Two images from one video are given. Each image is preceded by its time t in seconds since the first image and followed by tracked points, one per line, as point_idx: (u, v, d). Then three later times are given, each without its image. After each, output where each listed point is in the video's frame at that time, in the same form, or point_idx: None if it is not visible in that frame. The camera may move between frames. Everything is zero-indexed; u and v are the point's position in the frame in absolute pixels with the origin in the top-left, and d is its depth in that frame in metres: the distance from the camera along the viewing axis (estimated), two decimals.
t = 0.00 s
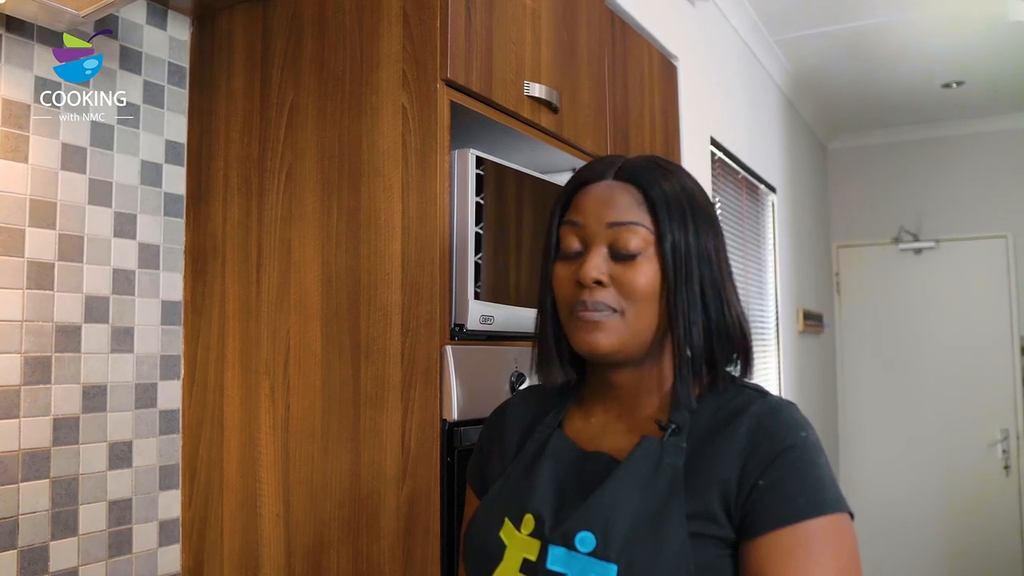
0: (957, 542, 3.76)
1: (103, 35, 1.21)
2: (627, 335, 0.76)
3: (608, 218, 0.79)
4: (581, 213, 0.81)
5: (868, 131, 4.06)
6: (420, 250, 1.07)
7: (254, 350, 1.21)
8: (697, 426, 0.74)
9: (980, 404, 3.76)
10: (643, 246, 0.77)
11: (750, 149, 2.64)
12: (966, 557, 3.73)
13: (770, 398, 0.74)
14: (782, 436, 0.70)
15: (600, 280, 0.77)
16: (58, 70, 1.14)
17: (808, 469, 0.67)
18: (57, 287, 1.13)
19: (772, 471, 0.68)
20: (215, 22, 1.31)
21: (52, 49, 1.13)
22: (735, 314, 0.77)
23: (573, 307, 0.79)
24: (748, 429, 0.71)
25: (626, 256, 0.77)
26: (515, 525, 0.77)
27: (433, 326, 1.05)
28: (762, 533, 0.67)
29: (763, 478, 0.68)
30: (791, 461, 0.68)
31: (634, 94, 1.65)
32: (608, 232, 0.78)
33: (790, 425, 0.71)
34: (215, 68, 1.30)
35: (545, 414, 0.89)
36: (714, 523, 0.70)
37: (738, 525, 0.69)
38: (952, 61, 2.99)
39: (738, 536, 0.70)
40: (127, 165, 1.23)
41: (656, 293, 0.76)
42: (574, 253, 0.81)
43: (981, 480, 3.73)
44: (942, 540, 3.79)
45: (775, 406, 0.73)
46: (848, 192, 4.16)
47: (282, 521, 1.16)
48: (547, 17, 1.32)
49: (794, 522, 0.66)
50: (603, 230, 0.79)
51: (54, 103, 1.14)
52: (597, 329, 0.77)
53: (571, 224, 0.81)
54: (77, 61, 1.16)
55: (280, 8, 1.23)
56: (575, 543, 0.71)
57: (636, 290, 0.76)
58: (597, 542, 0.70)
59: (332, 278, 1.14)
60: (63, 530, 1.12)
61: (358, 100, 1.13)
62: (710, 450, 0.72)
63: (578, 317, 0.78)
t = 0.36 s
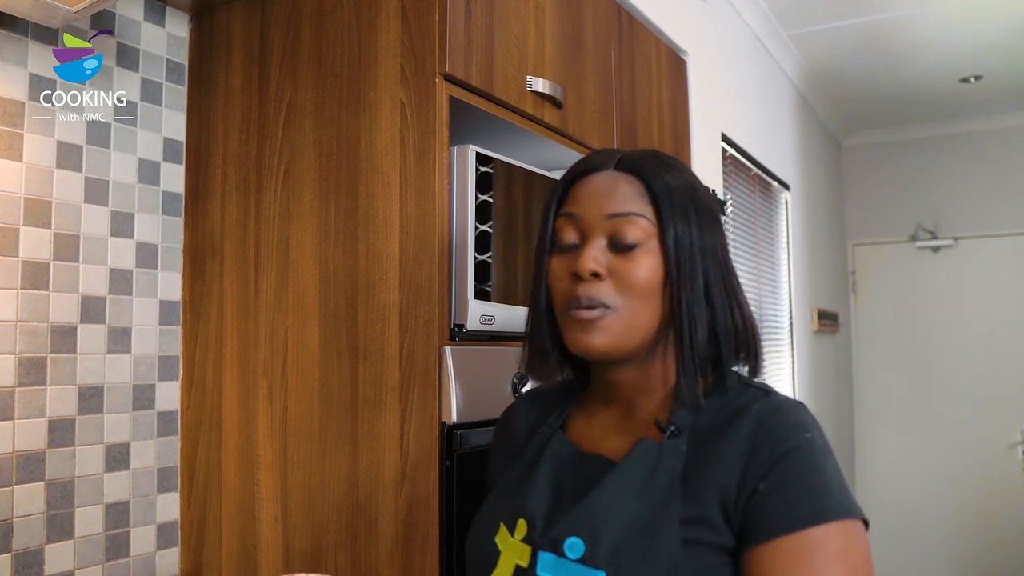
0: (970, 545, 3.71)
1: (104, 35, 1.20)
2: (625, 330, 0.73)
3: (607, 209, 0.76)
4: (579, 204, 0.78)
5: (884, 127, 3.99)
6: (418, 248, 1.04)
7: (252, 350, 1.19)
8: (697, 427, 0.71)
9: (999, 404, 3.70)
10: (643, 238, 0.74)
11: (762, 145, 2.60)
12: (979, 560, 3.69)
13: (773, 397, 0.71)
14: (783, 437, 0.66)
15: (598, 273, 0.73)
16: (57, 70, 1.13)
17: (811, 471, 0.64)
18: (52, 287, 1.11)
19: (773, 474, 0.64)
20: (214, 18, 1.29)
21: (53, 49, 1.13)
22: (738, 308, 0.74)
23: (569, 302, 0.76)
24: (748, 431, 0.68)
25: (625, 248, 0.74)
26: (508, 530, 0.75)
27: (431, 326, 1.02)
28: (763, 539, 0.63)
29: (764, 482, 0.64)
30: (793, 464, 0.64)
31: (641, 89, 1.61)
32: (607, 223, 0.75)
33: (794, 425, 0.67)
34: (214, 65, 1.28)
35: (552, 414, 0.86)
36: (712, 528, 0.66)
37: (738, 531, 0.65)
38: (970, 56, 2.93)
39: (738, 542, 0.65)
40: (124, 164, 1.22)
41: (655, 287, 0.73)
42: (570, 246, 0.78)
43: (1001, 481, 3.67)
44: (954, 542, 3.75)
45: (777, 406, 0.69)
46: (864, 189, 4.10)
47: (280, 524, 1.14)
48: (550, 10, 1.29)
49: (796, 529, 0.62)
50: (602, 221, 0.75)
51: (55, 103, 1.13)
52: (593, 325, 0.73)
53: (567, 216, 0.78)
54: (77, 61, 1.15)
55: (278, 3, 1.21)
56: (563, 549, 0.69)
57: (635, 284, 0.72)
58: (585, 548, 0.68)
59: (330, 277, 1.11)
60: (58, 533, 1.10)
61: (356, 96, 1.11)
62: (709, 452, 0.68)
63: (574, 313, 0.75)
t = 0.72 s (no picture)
0: (980, 549, 3.67)
1: (105, 36, 1.19)
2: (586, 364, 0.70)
3: (545, 240, 0.73)
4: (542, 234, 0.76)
5: (898, 124, 3.94)
6: (415, 247, 1.02)
7: (249, 350, 1.18)
8: (714, 436, 0.65)
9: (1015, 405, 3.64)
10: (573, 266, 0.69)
11: (772, 143, 2.56)
12: (989, 565, 3.64)
13: (793, 404, 0.64)
14: (788, 452, 0.60)
15: (553, 308, 0.72)
16: (58, 70, 1.12)
17: (812, 491, 0.57)
18: (47, 287, 1.10)
19: (767, 493, 0.59)
20: (213, 15, 1.28)
21: (53, 49, 1.12)
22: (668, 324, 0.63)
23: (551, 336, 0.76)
24: (753, 442, 0.62)
25: (564, 278, 0.71)
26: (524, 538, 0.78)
27: (429, 326, 1.00)
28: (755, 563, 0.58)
29: (757, 502, 0.59)
30: (790, 484, 0.58)
31: (647, 85, 1.59)
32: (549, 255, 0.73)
33: (801, 439, 0.60)
34: (212, 61, 1.27)
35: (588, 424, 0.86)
36: (705, 548, 0.61)
37: (733, 551, 0.61)
38: (985, 51, 2.88)
39: (734, 563, 0.61)
40: (120, 161, 1.20)
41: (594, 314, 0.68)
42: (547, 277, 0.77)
43: (1017, 483, 3.61)
44: (965, 547, 3.70)
45: (792, 414, 0.62)
46: (877, 187, 4.05)
47: (278, 527, 1.12)
48: (551, 4, 1.26)
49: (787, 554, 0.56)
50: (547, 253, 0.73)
51: (55, 103, 1.12)
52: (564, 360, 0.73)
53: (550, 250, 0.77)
54: (77, 61, 1.14)
55: None
56: (557, 558, 0.67)
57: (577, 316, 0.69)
58: (574, 558, 0.65)
59: (327, 276, 1.09)
60: (53, 536, 1.09)
61: (353, 92, 1.09)
62: (711, 464, 0.64)
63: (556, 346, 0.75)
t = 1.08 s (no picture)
0: (989, 554, 3.62)
1: (106, 36, 1.19)
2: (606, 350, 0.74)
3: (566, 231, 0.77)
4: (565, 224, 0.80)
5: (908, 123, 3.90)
6: (410, 243, 1.00)
7: (245, 350, 1.16)
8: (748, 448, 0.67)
9: None
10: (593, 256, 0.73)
11: (780, 141, 2.54)
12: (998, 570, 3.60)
13: (831, 416, 0.64)
14: (829, 469, 0.60)
15: (574, 297, 0.76)
16: (58, 70, 1.12)
17: (855, 509, 0.58)
18: (41, 285, 1.09)
19: (811, 512, 0.60)
20: (209, 11, 1.27)
21: (53, 48, 1.12)
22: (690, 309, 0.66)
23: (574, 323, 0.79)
24: (793, 456, 0.63)
25: (584, 268, 0.74)
26: (550, 550, 0.79)
27: (423, 324, 0.98)
28: None
29: (801, 521, 0.60)
30: (834, 502, 0.59)
31: (651, 81, 1.57)
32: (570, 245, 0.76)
33: (841, 454, 0.61)
34: (208, 58, 1.25)
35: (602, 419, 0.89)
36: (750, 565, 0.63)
37: (778, 567, 0.62)
38: (997, 46, 2.84)
39: None
40: (115, 160, 1.19)
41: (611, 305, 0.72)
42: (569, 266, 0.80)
43: None
44: (974, 551, 3.66)
45: (831, 427, 0.63)
46: (887, 186, 4.01)
47: (273, 530, 1.11)
48: None
49: None
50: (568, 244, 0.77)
51: (55, 103, 1.12)
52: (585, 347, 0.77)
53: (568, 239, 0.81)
54: (77, 61, 1.14)
55: None
56: None
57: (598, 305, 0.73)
58: None
59: (323, 275, 1.08)
60: (47, 537, 1.08)
61: (349, 88, 1.07)
62: (750, 480, 0.65)
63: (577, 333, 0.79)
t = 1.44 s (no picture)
0: (997, 556, 3.60)
1: (105, 36, 1.19)
2: (599, 352, 0.80)
3: (564, 244, 0.83)
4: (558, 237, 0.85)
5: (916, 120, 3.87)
6: (404, 240, 0.99)
7: (240, 349, 1.15)
8: (728, 437, 0.74)
9: None
10: (592, 266, 0.79)
11: (785, 138, 2.51)
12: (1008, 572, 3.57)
13: (801, 408, 0.73)
14: (807, 454, 0.68)
15: (569, 303, 0.81)
16: (57, 70, 1.12)
17: (831, 488, 0.67)
18: (35, 284, 1.08)
19: (794, 492, 0.67)
20: (205, 8, 1.26)
21: (53, 49, 1.12)
22: (684, 312, 0.75)
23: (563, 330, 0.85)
24: (773, 446, 0.70)
25: (581, 277, 0.80)
26: (553, 543, 0.81)
27: (417, 323, 0.97)
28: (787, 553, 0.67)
29: (785, 500, 0.68)
30: (813, 483, 0.67)
31: (652, 77, 1.55)
32: (567, 256, 0.82)
33: (815, 440, 0.69)
34: (204, 55, 1.25)
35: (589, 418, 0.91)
36: (741, 542, 0.70)
37: (764, 541, 0.70)
38: (1005, 43, 2.81)
39: (763, 552, 0.70)
40: (110, 158, 1.18)
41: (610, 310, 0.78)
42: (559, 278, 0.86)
43: None
44: (982, 553, 3.63)
45: (803, 418, 0.71)
46: (895, 184, 3.97)
47: (267, 531, 1.10)
48: None
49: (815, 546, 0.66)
50: (563, 255, 0.83)
51: (55, 103, 1.12)
52: (577, 350, 0.82)
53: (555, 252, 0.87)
54: (77, 61, 1.14)
55: None
56: (607, 565, 0.74)
57: (594, 310, 0.79)
58: (626, 563, 0.73)
59: (317, 274, 1.07)
60: (40, 537, 1.07)
61: (343, 84, 1.06)
62: (736, 465, 0.72)
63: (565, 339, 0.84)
